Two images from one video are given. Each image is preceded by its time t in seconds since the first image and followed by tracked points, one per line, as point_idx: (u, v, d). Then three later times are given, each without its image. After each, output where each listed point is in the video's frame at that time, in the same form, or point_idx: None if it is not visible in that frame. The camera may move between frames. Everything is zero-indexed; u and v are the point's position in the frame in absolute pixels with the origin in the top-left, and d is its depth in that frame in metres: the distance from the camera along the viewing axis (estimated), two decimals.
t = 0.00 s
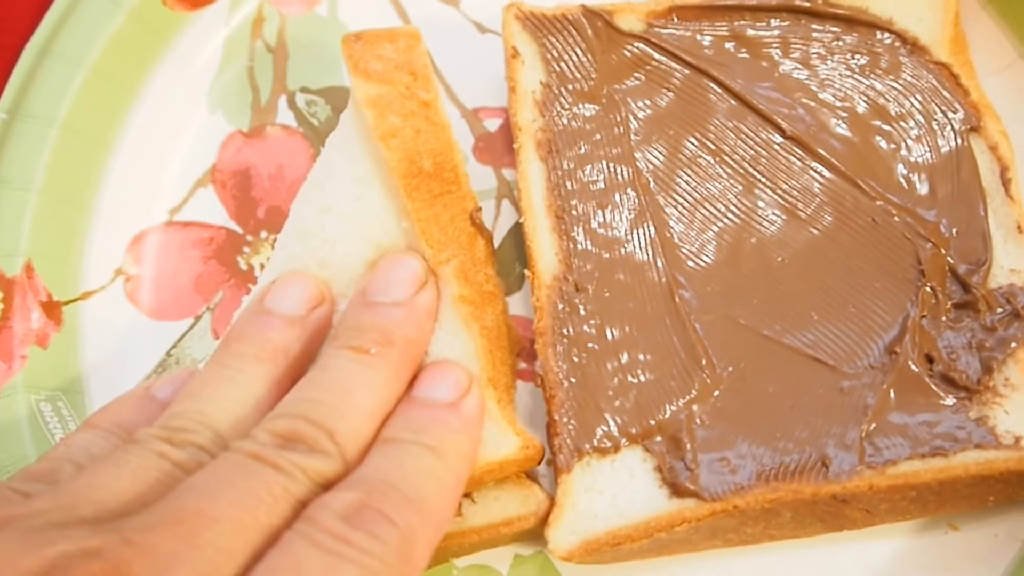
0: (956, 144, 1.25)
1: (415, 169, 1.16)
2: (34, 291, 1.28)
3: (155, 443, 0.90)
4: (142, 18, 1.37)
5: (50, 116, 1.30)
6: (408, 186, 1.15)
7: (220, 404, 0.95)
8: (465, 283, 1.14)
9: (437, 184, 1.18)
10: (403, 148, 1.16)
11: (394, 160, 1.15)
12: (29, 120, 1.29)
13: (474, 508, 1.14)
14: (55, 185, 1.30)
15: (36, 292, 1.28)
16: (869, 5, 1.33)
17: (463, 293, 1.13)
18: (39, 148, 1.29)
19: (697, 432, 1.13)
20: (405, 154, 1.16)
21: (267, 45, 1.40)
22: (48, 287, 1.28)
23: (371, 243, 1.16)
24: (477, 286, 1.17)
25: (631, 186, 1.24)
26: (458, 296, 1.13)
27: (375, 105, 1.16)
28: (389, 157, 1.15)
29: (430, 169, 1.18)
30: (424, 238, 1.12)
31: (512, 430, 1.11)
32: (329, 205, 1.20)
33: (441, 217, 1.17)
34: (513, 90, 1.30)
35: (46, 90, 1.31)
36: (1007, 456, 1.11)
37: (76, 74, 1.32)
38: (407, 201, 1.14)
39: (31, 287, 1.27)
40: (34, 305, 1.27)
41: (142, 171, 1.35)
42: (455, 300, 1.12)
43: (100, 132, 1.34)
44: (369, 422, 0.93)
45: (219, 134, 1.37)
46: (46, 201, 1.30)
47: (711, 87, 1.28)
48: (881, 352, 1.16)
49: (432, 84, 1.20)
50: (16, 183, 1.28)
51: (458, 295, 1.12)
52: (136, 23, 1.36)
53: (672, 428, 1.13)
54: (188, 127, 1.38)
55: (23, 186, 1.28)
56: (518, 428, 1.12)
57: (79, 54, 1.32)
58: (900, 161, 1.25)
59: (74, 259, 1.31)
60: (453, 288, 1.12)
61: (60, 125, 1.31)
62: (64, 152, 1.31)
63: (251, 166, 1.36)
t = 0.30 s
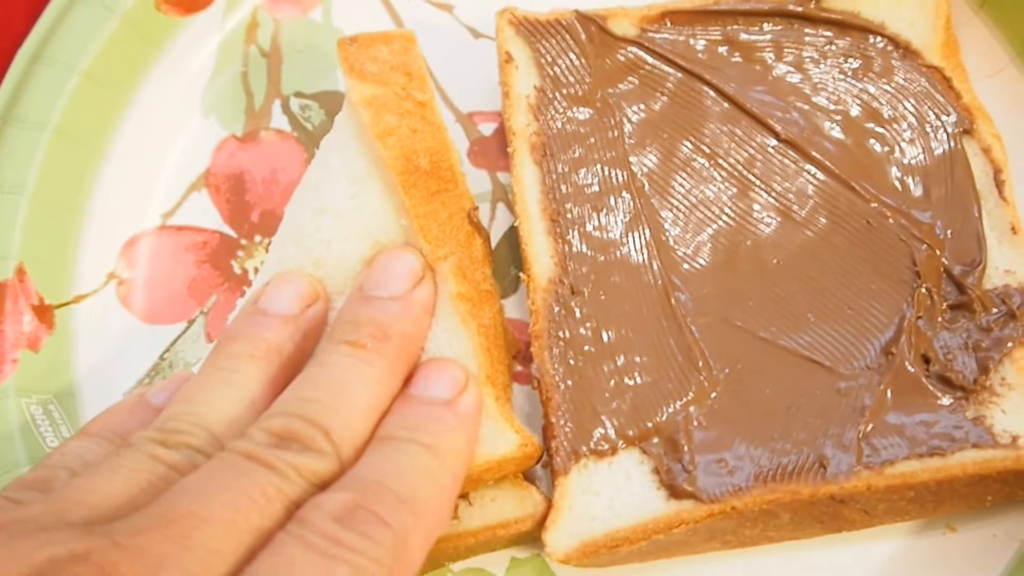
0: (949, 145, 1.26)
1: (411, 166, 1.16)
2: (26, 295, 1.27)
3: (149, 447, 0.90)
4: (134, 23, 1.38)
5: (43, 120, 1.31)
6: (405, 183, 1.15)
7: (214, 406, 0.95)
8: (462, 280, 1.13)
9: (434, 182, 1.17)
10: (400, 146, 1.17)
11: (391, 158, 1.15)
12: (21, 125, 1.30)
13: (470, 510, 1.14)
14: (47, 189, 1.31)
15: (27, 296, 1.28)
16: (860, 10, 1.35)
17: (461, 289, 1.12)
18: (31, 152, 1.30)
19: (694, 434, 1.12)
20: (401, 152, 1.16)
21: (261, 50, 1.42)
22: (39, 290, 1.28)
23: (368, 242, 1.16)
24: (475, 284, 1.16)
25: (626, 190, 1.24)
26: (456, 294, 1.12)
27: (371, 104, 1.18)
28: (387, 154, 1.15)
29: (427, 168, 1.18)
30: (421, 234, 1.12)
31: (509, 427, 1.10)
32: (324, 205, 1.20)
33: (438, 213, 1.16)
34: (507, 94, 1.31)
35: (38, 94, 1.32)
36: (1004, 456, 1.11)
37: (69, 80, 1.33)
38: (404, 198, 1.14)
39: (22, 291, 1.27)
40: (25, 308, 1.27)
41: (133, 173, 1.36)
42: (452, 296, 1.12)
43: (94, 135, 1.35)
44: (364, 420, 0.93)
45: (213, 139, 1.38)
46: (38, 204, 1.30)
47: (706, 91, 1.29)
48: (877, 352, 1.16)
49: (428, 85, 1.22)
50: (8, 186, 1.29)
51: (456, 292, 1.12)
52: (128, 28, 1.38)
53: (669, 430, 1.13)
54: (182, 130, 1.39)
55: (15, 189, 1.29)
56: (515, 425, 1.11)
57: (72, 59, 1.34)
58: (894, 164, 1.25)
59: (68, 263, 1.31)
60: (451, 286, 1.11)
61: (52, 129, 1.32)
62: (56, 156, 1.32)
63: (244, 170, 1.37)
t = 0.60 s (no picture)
0: (940, 147, 1.27)
1: (396, 158, 1.20)
2: (15, 296, 1.25)
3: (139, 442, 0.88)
4: (125, 26, 1.38)
5: (34, 121, 1.30)
6: (390, 175, 1.19)
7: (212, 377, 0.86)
8: (452, 270, 1.16)
9: (419, 173, 1.20)
10: (385, 140, 1.21)
11: (377, 151, 1.20)
12: (11, 126, 1.29)
13: (465, 512, 1.12)
14: (37, 190, 1.29)
15: (17, 297, 1.25)
16: (850, 14, 1.35)
17: (450, 278, 1.16)
18: (23, 153, 1.28)
19: (689, 435, 1.11)
20: (386, 145, 1.21)
21: (250, 58, 1.43)
22: (30, 293, 1.26)
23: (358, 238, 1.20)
24: (467, 276, 1.19)
25: (619, 192, 1.24)
26: (446, 282, 1.15)
27: (354, 100, 1.23)
28: (371, 148, 1.20)
29: (414, 161, 1.21)
30: (409, 224, 1.16)
31: (513, 416, 1.09)
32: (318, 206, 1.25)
33: (424, 204, 1.19)
34: (498, 97, 1.32)
35: (30, 95, 1.31)
36: (1000, 453, 1.11)
37: (62, 81, 1.32)
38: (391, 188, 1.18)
39: (12, 292, 1.25)
40: (15, 309, 1.24)
41: (122, 172, 1.36)
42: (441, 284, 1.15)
43: (84, 137, 1.34)
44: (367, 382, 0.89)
45: (204, 145, 1.38)
46: (29, 206, 1.28)
47: (697, 94, 1.29)
48: (871, 353, 1.16)
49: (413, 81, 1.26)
50: None
51: (446, 281, 1.15)
52: (121, 32, 1.38)
53: (664, 433, 1.12)
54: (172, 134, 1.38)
55: (6, 190, 1.27)
56: (515, 412, 1.10)
57: (64, 61, 1.33)
58: (885, 166, 1.25)
59: (55, 267, 1.29)
60: (441, 274, 1.15)
61: (43, 131, 1.30)
62: (48, 158, 1.30)
63: (232, 177, 1.36)
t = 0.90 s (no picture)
0: (926, 148, 1.27)
1: (372, 134, 1.20)
2: None
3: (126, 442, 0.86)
4: (111, 32, 1.38)
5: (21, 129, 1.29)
6: (365, 148, 1.19)
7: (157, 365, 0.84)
8: (431, 250, 1.14)
9: (396, 150, 1.20)
10: (361, 115, 1.21)
11: (351, 125, 1.20)
12: None
13: (458, 511, 1.08)
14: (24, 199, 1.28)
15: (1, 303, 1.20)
16: (836, 18, 1.36)
17: (428, 258, 1.13)
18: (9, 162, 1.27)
19: (680, 437, 1.11)
20: (362, 120, 1.21)
21: (236, 66, 1.44)
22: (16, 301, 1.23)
23: (342, 224, 1.20)
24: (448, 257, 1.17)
25: (608, 194, 1.24)
26: (425, 263, 1.13)
27: (333, 81, 1.22)
28: (346, 122, 1.20)
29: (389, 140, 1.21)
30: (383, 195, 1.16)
31: (498, 399, 1.05)
32: (305, 191, 1.24)
33: (398, 179, 1.18)
34: (486, 100, 1.31)
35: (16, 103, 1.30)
36: (992, 452, 1.10)
37: (49, 88, 1.32)
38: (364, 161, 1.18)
39: None
40: None
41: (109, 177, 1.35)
42: (421, 265, 1.13)
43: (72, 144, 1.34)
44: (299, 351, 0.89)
45: (189, 153, 1.38)
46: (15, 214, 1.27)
47: (685, 98, 1.30)
48: (861, 353, 1.16)
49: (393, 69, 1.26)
50: None
51: (426, 261, 1.13)
52: (107, 40, 1.38)
53: (655, 435, 1.12)
54: (157, 140, 1.39)
55: None
56: (504, 396, 1.06)
57: (51, 68, 1.32)
58: (872, 168, 1.26)
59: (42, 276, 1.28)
60: (420, 254, 1.13)
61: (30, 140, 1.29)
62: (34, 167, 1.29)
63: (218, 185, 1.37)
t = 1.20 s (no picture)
0: (911, 149, 1.27)
1: (348, 132, 1.22)
2: None
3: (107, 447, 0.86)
4: (94, 39, 1.38)
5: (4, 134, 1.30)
6: (342, 146, 1.21)
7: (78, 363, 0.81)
8: (409, 246, 1.16)
9: (373, 147, 1.22)
10: (337, 114, 1.23)
11: (327, 123, 1.22)
12: None
13: (445, 515, 1.09)
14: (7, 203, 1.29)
15: None
16: (821, 20, 1.36)
17: (408, 255, 1.15)
18: None
19: (666, 439, 1.11)
20: (338, 118, 1.22)
21: (221, 70, 1.44)
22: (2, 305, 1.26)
23: (320, 223, 1.20)
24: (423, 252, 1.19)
25: (593, 197, 1.24)
26: (404, 260, 1.15)
27: (310, 82, 1.23)
28: (321, 121, 1.22)
29: (365, 137, 1.23)
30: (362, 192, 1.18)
31: (483, 394, 1.07)
32: (283, 191, 1.23)
33: (376, 177, 1.20)
34: (471, 103, 1.31)
35: None
36: (977, 451, 1.10)
37: (32, 93, 1.32)
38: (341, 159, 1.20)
39: None
40: None
41: (94, 181, 1.36)
42: (399, 262, 1.14)
43: (56, 151, 1.34)
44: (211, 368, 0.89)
45: (174, 157, 1.39)
46: None
47: (671, 100, 1.30)
48: (847, 354, 1.16)
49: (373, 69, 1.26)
50: None
51: (405, 259, 1.14)
52: (90, 45, 1.38)
53: (641, 437, 1.12)
54: (142, 145, 1.39)
55: None
56: (487, 391, 1.07)
57: (34, 72, 1.33)
58: (857, 169, 1.26)
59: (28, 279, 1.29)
60: (398, 252, 1.15)
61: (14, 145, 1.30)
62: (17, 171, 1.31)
63: (205, 189, 1.37)
